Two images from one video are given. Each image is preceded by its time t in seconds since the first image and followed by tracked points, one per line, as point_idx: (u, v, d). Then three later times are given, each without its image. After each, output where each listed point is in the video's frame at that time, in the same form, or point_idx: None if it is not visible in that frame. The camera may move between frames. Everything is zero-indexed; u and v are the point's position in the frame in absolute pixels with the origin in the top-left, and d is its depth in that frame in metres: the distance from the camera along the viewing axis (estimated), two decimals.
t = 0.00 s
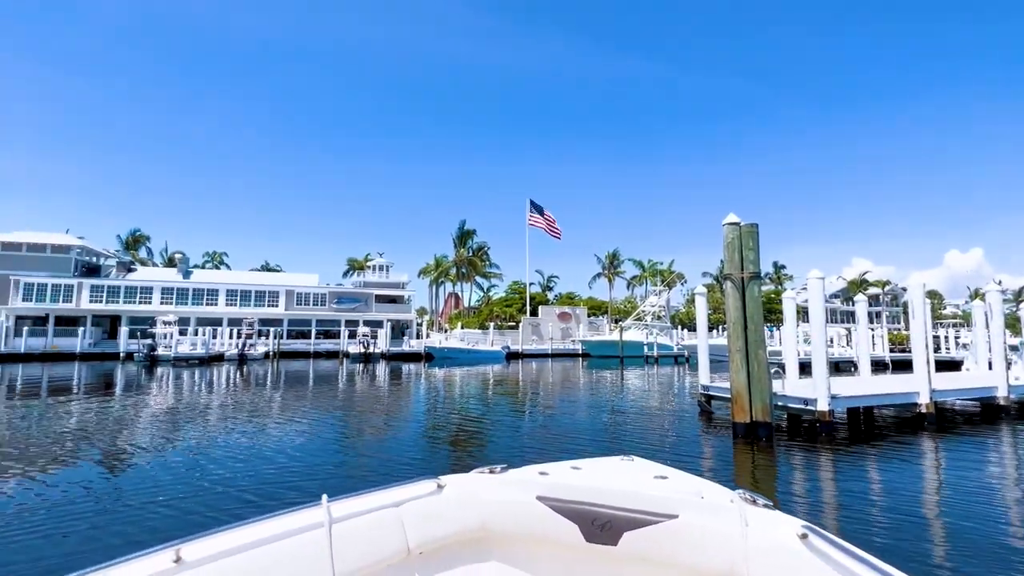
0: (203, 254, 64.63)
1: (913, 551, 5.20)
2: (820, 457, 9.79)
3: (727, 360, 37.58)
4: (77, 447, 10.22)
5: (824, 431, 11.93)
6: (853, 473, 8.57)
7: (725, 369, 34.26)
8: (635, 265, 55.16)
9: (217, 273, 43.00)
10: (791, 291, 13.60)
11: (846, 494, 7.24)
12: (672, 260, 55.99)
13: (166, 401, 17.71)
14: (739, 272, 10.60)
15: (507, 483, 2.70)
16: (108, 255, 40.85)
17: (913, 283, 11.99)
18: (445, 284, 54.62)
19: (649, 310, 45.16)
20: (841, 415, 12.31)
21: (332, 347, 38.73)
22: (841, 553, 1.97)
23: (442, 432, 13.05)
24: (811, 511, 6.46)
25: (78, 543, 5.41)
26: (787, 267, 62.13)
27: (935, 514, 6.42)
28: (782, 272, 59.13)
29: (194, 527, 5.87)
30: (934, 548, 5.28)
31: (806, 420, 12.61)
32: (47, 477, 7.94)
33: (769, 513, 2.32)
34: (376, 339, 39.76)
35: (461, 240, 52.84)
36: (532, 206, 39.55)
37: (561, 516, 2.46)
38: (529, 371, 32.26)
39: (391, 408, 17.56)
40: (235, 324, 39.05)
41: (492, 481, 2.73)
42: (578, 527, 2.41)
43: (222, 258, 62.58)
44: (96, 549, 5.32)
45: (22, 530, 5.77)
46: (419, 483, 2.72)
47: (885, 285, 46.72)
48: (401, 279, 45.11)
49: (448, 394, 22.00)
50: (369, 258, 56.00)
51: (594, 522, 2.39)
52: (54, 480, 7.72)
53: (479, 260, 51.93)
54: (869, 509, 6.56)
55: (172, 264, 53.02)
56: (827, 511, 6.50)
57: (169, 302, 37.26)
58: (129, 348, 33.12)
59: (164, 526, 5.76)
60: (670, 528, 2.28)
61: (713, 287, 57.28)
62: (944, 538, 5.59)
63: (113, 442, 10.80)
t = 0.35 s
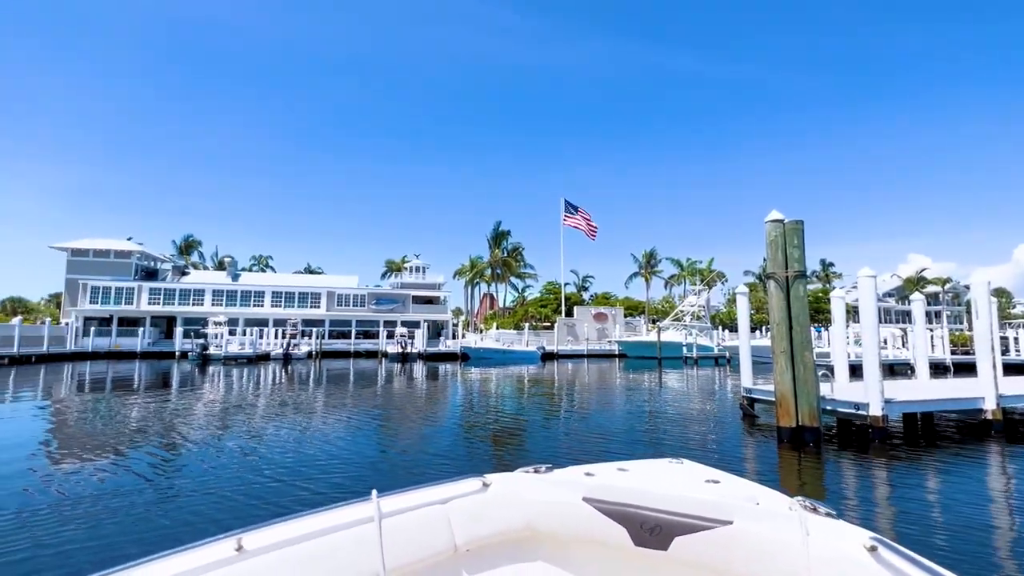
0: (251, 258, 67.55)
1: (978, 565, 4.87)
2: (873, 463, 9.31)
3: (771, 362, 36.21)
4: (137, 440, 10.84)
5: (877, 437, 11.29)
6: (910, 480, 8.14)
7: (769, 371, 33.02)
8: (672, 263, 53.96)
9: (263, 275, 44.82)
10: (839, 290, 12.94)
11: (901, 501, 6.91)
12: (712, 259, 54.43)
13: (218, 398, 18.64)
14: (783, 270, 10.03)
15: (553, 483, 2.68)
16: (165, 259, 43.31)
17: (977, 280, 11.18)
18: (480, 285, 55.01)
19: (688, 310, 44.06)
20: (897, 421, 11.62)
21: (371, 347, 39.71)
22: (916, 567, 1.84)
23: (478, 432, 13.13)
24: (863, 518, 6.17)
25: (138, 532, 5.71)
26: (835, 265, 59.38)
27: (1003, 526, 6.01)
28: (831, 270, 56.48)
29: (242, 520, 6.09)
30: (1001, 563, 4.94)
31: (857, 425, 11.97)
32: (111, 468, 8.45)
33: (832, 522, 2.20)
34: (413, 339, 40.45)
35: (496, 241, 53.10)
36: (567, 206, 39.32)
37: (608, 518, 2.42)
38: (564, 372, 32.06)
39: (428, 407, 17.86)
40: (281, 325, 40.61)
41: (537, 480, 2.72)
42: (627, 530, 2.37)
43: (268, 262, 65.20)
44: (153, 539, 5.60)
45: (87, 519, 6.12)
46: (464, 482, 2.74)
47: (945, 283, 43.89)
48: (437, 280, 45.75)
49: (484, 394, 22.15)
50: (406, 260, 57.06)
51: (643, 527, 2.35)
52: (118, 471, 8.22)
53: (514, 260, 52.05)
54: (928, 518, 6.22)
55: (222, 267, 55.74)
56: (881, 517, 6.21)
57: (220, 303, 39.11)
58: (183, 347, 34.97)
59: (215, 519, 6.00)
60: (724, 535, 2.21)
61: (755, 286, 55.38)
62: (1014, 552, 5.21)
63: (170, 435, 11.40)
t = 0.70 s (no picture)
0: (292, 261, 69.89)
1: None
2: (928, 473, 8.79)
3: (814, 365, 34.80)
4: (187, 435, 11.37)
5: (932, 445, 10.64)
6: (969, 491, 7.68)
7: (813, 373, 31.74)
8: (709, 263, 52.64)
9: (303, 278, 46.31)
10: (889, 289, 12.29)
11: (960, 514, 6.52)
12: (750, 258, 52.78)
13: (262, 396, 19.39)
14: (827, 270, 9.56)
15: (598, 487, 2.66)
16: (212, 263, 45.35)
17: None
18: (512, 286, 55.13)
19: (725, 310, 42.81)
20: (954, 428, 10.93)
21: (405, 347, 40.37)
22: None
23: (512, 432, 13.15)
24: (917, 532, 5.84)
25: (189, 524, 5.97)
26: (884, 263, 56.53)
27: None
28: (879, 269, 53.81)
29: (284, 514, 6.28)
30: None
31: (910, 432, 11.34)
32: (164, 461, 8.89)
33: (898, 537, 2.08)
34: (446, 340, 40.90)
35: (528, 242, 53.10)
36: (599, 206, 38.96)
37: (656, 524, 2.39)
38: (598, 373, 31.73)
39: (462, 407, 18.05)
40: (319, 325, 41.81)
41: (583, 483, 2.71)
42: (675, 537, 2.33)
43: (307, 265, 67.31)
44: (202, 531, 5.84)
45: (142, 510, 6.43)
46: (508, 484, 2.76)
47: (1008, 281, 41.09)
48: (470, 281, 46.12)
49: (517, 395, 22.14)
50: (439, 262, 57.78)
51: (692, 534, 2.30)
52: (169, 464, 8.63)
53: (546, 261, 51.90)
54: (990, 534, 5.83)
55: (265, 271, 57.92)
56: (938, 530, 5.87)
57: (262, 305, 40.63)
58: (229, 347, 36.47)
59: (260, 513, 6.22)
60: (779, 546, 2.13)
61: (797, 286, 53.34)
62: None
63: (217, 432, 11.90)
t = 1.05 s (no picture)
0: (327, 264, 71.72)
1: None
2: (985, 483, 8.28)
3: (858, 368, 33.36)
4: (231, 432, 11.89)
5: (988, 454, 10.00)
6: None
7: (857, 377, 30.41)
8: (745, 263, 51.19)
9: (337, 280, 47.47)
10: (940, 288, 11.63)
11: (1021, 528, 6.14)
12: (789, 257, 51.07)
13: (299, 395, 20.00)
14: (871, 269, 9.12)
15: (643, 494, 2.64)
16: (252, 266, 47.06)
17: None
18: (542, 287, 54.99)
19: (762, 311, 41.51)
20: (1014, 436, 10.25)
21: (437, 349, 40.88)
22: None
23: (543, 434, 13.12)
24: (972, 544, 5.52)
25: (231, 516, 6.19)
26: (935, 261, 53.71)
27: None
28: (929, 268, 51.18)
29: (321, 509, 6.44)
30: None
31: (964, 439, 10.70)
32: (209, 456, 9.25)
33: (968, 554, 1.97)
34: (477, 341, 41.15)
35: (558, 243, 52.88)
36: (630, 206, 38.45)
37: (704, 533, 2.34)
38: (630, 376, 31.31)
39: (493, 409, 18.15)
40: (353, 327, 42.78)
41: (627, 489, 2.70)
42: (725, 547, 2.27)
43: (341, 268, 69.01)
44: (244, 522, 6.04)
45: (188, 502, 6.71)
46: (550, 489, 2.76)
47: None
48: (499, 283, 46.27)
49: (547, 396, 22.08)
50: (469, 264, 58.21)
51: (743, 545, 2.23)
52: (216, 459, 9.04)
53: (576, 263, 51.58)
54: None
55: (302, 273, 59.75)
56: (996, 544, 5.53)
57: (299, 307, 41.87)
58: (268, 347, 37.76)
59: (300, 509, 6.41)
60: (837, 558, 2.05)
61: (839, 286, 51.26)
62: None
63: (257, 430, 12.31)
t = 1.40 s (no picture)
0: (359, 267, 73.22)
1: None
2: None
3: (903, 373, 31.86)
4: (267, 431, 12.28)
5: None
6: None
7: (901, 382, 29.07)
8: (780, 263, 49.64)
9: (368, 283, 48.41)
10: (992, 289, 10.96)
11: None
12: (827, 257, 49.28)
13: (332, 396, 20.49)
14: (915, 269, 8.64)
15: (687, 502, 2.59)
16: (287, 270, 48.50)
17: None
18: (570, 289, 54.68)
19: (798, 313, 40.12)
20: None
21: (465, 350, 41.16)
22: None
23: (572, 437, 13.06)
24: None
25: (272, 509, 6.41)
26: (987, 260, 50.94)
27: None
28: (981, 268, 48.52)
29: (354, 507, 6.54)
30: None
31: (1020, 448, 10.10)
32: (247, 453, 9.53)
33: None
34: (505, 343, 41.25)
35: (586, 245, 52.50)
36: (659, 206, 37.87)
37: (752, 545, 2.27)
38: (660, 379, 30.78)
39: (521, 411, 18.20)
40: (384, 328, 43.52)
41: (670, 497, 2.65)
42: (775, 560, 2.18)
43: (372, 271, 70.38)
44: (280, 517, 6.19)
45: (228, 496, 6.92)
46: (590, 493, 2.73)
47: None
48: (527, 284, 46.25)
49: (576, 399, 21.93)
50: (497, 266, 58.41)
51: (794, 557, 2.14)
52: (255, 455, 9.36)
53: (604, 264, 51.08)
54: None
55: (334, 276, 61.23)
56: None
57: (332, 309, 42.89)
58: (302, 348, 38.83)
59: (337, 504, 6.58)
60: None
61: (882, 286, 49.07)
62: None
63: (292, 430, 12.60)
